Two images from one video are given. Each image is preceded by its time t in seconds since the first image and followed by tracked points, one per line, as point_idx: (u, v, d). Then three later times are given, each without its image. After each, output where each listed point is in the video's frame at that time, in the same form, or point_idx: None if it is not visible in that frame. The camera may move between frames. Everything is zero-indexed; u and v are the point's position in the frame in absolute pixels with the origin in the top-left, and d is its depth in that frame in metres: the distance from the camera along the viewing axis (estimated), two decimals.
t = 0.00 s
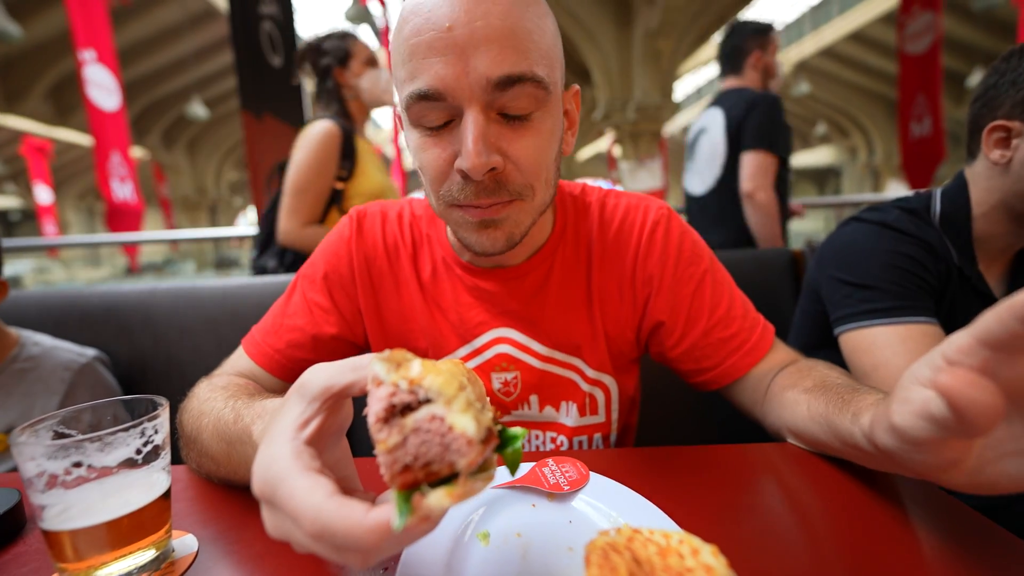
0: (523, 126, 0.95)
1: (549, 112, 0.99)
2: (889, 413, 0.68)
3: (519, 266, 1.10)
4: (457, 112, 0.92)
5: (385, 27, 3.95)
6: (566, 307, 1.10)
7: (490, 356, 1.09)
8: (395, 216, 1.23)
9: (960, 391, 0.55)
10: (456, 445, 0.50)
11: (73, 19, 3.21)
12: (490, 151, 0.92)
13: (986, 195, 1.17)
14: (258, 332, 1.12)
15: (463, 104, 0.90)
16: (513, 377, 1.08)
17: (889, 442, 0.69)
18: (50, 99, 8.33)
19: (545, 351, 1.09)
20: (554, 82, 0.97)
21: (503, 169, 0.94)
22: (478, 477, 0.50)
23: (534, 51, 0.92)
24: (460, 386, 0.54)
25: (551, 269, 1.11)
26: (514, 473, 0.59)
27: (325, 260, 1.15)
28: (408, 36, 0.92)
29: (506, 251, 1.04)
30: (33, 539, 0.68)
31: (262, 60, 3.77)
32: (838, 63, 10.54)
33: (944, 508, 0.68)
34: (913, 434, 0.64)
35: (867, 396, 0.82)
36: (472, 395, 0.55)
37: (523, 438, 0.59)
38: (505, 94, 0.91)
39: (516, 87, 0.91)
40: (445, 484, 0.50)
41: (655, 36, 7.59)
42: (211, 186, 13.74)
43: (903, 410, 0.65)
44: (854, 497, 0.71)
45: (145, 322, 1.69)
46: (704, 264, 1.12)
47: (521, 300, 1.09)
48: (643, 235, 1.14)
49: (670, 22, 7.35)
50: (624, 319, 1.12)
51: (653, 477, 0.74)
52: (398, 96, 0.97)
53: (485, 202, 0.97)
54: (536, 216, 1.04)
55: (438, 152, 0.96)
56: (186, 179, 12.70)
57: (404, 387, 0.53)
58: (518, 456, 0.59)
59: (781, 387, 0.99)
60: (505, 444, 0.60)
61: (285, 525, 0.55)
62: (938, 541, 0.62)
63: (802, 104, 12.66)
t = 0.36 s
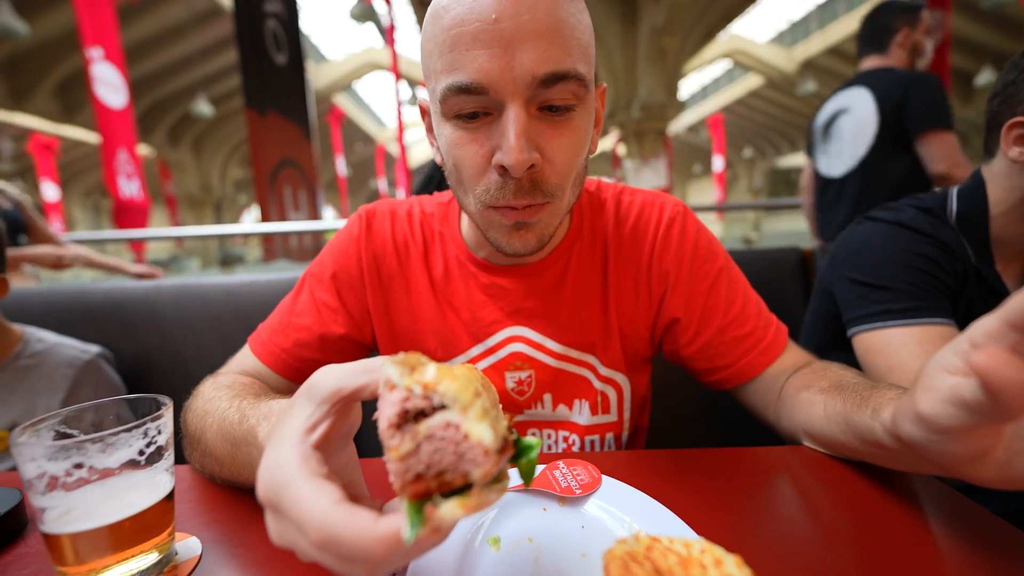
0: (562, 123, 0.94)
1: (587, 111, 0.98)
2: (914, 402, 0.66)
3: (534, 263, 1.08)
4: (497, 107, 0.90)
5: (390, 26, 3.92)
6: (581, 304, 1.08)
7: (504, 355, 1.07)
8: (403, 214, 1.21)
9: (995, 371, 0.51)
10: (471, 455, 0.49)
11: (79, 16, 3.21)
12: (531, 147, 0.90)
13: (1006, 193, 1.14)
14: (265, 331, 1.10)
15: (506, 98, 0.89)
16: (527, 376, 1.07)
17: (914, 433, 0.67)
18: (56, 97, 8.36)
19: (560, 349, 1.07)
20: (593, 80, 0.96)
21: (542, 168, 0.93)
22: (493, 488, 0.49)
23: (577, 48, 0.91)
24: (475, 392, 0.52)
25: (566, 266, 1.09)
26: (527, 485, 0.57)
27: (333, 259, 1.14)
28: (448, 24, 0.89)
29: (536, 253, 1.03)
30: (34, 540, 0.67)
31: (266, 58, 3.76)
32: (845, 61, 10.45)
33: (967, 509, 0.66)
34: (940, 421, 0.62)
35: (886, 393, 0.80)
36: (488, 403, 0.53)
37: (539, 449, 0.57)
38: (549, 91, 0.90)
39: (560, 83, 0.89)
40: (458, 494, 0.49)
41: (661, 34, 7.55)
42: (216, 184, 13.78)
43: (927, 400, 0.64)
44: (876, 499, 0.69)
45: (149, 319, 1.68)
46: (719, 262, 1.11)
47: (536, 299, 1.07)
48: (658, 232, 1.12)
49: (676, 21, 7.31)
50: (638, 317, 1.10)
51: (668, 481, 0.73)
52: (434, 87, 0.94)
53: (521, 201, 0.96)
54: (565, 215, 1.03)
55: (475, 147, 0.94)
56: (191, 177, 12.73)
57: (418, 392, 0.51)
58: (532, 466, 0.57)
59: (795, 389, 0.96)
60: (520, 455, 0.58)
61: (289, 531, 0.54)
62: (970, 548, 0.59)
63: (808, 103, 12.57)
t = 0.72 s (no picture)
0: (580, 111, 0.95)
1: (602, 101, 0.99)
2: (921, 406, 0.66)
3: (539, 258, 1.08)
4: (519, 92, 0.90)
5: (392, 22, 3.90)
6: (585, 301, 1.08)
7: (508, 351, 1.07)
8: (405, 212, 1.21)
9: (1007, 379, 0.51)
10: (472, 451, 0.49)
11: (83, 13, 3.21)
12: (553, 132, 0.90)
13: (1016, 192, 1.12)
14: (267, 330, 1.10)
15: (529, 83, 0.89)
16: (531, 372, 1.06)
17: (922, 438, 0.66)
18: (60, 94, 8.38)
19: (563, 345, 1.07)
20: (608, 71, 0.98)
21: (562, 154, 0.92)
22: (493, 484, 0.48)
23: (596, 37, 0.92)
24: (476, 389, 0.52)
25: (571, 263, 1.09)
26: (528, 482, 0.57)
27: (335, 257, 1.13)
28: (471, 10, 0.89)
29: (546, 248, 1.02)
30: (37, 538, 0.67)
31: (268, 55, 3.75)
32: (849, 59, 10.39)
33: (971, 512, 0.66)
34: (946, 424, 0.62)
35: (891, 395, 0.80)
36: (489, 399, 0.52)
37: (540, 446, 0.57)
38: (570, 77, 0.90)
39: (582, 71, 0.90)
40: (458, 491, 0.48)
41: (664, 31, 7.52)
42: (218, 181, 13.80)
43: (936, 402, 0.63)
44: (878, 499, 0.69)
45: (151, 317, 1.68)
46: (723, 260, 1.11)
47: (541, 295, 1.07)
48: (663, 229, 1.12)
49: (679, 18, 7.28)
50: (642, 314, 1.10)
51: (670, 482, 0.72)
52: (454, 73, 0.94)
53: (541, 187, 0.95)
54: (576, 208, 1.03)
55: (495, 134, 0.93)
56: (194, 174, 12.76)
57: (419, 388, 0.51)
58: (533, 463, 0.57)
59: (799, 389, 0.96)
60: (520, 451, 0.57)
61: (290, 529, 0.53)
62: (975, 551, 0.59)
63: (812, 100, 12.49)
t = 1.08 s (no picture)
0: (581, 100, 0.94)
1: (604, 94, 0.98)
2: (920, 409, 0.65)
3: (542, 254, 1.07)
4: (520, 79, 0.90)
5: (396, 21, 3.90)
6: (587, 298, 1.07)
7: (509, 347, 1.06)
8: (406, 208, 1.20)
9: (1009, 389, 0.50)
10: (475, 454, 0.48)
11: (90, 10, 3.22)
12: (551, 118, 0.90)
13: None
14: (267, 326, 1.10)
15: (530, 69, 0.89)
16: (532, 368, 1.06)
17: (919, 442, 0.66)
18: (66, 90, 8.42)
19: (564, 342, 1.06)
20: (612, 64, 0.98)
21: (559, 142, 0.92)
22: (496, 488, 0.48)
23: (599, 28, 0.92)
24: (480, 391, 0.51)
25: (572, 260, 1.08)
26: (531, 484, 0.56)
27: (335, 253, 1.13)
28: None
29: (542, 244, 1.00)
30: (34, 531, 0.67)
31: (272, 53, 3.76)
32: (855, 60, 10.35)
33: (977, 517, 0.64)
34: (946, 430, 0.61)
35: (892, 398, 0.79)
36: (493, 402, 0.52)
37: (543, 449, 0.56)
38: (572, 66, 0.90)
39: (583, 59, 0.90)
40: (461, 494, 0.48)
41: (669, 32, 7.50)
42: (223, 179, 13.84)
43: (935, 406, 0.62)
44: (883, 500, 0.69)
45: (154, 313, 1.68)
46: (725, 259, 1.10)
47: (543, 292, 1.06)
48: (665, 226, 1.11)
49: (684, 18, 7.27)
50: (644, 311, 1.09)
51: (671, 483, 0.71)
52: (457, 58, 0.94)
53: (537, 174, 0.93)
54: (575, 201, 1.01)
55: (495, 119, 0.93)
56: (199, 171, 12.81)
57: (422, 389, 0.50)
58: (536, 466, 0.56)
59: (801, 390, 0.95)
60: (524, 454, 0.57)
61: (289, 529, 0.53)
62: (979, 553, 0.58)
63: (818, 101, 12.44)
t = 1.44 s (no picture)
0: (571, 78, 0.94)
1: (596, 78, 0.98)
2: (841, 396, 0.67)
3: (541, 253, 1.07)
4: (509, 59, 0.91)
5: (399, 20, 3.89)
6: (586, 298, 1.07)
7: (508, 346, 1.06)
8: (405, 208, 1.21)
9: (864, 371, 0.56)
10: (475, 457, 0.48)
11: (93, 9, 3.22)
12: (538, 94, 0.89)
13: None
14: (267, 324, 1.10)
15: (518, 47, 0.90)
16: (531, 368, 1.06)
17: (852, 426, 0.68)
18: (70, 89, 8.44)
19: (564, 342, 1.06)
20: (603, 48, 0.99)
21: (548, 118, 0.91)
22: (495, 491, 0.48)
23: (588, 11, 0.93)
24: (480, 394, 0.51)
25: (572, 260, 1.08)
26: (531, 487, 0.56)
27: (335, 252, 1.13)
28: None
29: (535, 217, 0.99)
30: (34, 530, 0.67)
31: (274, 53, 3.76)
32: (858, 62, 10.32)
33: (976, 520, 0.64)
34: (854, 410, 0.64)
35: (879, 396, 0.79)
36: (492, 404, 0.52)
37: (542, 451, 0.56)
38: (560, 45, 0.91)
39: (570, 36, 0.91)
40: (460, 497, 0.48)
41: (672, 32, 7.49)
42: (225, 177, 13.84)
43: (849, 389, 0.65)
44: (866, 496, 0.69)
45: (155, 311, 1.68)
46: (726, 262, 1.10)
47: (542, 291, 1.06)
48: (665, 227, 1.11)
49: (687, 19, 7.26)
50: (644, 312, 1.09)
51: (670, 485, 0.71)
52: (449, 43, 0.96)
53: (527, 151, 0.92)
54: (567, 183, 0.99)
55: (484, 97, 0.93)
56: (201, 170, 12.81)
57: (422, 392, 0.50)
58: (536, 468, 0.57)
59: (799, 389, 0.94)
60: (524, 456, 0.57)
61: (288, 530, 0.53)
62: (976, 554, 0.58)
63: (820, 102, 12.41)
